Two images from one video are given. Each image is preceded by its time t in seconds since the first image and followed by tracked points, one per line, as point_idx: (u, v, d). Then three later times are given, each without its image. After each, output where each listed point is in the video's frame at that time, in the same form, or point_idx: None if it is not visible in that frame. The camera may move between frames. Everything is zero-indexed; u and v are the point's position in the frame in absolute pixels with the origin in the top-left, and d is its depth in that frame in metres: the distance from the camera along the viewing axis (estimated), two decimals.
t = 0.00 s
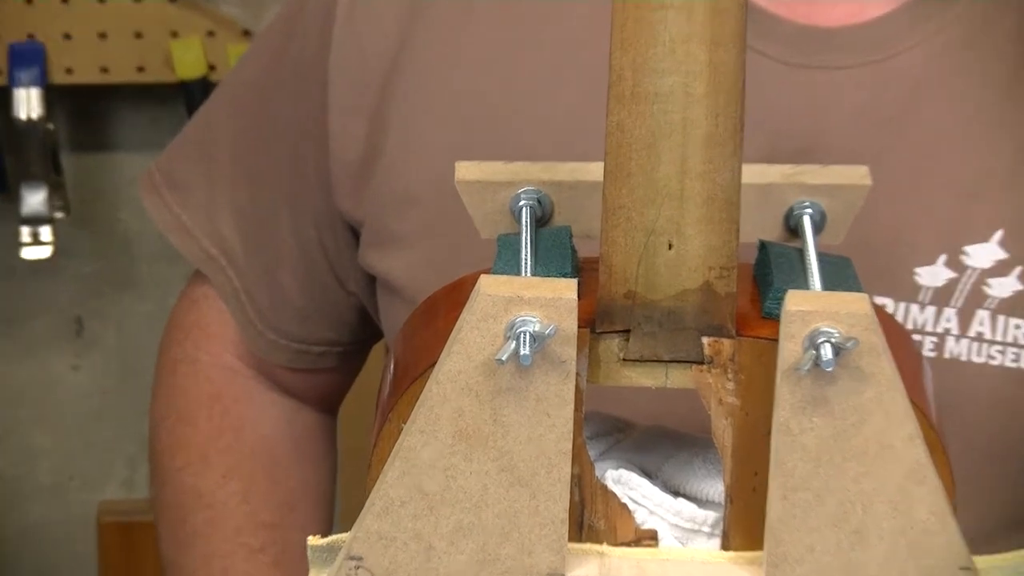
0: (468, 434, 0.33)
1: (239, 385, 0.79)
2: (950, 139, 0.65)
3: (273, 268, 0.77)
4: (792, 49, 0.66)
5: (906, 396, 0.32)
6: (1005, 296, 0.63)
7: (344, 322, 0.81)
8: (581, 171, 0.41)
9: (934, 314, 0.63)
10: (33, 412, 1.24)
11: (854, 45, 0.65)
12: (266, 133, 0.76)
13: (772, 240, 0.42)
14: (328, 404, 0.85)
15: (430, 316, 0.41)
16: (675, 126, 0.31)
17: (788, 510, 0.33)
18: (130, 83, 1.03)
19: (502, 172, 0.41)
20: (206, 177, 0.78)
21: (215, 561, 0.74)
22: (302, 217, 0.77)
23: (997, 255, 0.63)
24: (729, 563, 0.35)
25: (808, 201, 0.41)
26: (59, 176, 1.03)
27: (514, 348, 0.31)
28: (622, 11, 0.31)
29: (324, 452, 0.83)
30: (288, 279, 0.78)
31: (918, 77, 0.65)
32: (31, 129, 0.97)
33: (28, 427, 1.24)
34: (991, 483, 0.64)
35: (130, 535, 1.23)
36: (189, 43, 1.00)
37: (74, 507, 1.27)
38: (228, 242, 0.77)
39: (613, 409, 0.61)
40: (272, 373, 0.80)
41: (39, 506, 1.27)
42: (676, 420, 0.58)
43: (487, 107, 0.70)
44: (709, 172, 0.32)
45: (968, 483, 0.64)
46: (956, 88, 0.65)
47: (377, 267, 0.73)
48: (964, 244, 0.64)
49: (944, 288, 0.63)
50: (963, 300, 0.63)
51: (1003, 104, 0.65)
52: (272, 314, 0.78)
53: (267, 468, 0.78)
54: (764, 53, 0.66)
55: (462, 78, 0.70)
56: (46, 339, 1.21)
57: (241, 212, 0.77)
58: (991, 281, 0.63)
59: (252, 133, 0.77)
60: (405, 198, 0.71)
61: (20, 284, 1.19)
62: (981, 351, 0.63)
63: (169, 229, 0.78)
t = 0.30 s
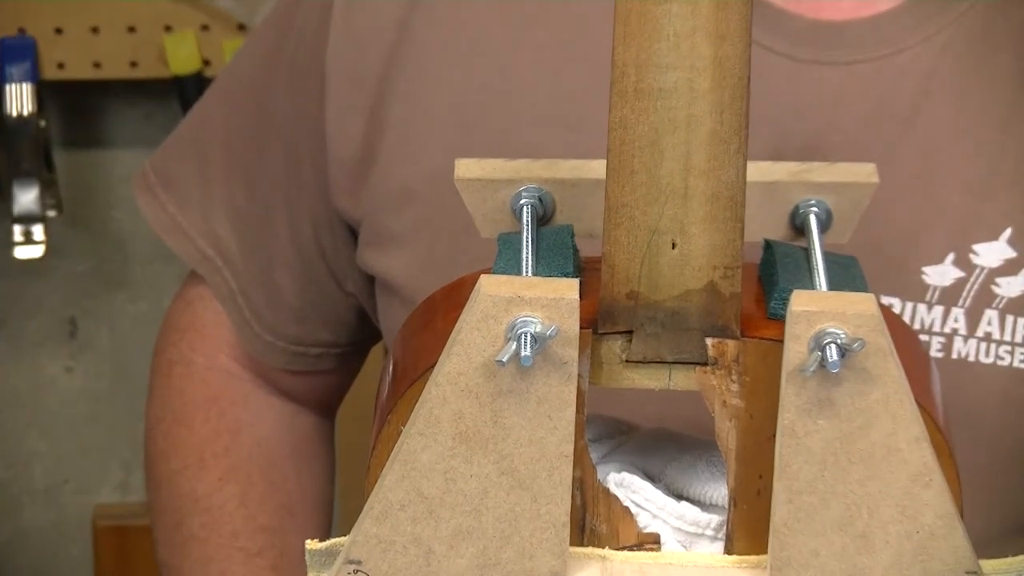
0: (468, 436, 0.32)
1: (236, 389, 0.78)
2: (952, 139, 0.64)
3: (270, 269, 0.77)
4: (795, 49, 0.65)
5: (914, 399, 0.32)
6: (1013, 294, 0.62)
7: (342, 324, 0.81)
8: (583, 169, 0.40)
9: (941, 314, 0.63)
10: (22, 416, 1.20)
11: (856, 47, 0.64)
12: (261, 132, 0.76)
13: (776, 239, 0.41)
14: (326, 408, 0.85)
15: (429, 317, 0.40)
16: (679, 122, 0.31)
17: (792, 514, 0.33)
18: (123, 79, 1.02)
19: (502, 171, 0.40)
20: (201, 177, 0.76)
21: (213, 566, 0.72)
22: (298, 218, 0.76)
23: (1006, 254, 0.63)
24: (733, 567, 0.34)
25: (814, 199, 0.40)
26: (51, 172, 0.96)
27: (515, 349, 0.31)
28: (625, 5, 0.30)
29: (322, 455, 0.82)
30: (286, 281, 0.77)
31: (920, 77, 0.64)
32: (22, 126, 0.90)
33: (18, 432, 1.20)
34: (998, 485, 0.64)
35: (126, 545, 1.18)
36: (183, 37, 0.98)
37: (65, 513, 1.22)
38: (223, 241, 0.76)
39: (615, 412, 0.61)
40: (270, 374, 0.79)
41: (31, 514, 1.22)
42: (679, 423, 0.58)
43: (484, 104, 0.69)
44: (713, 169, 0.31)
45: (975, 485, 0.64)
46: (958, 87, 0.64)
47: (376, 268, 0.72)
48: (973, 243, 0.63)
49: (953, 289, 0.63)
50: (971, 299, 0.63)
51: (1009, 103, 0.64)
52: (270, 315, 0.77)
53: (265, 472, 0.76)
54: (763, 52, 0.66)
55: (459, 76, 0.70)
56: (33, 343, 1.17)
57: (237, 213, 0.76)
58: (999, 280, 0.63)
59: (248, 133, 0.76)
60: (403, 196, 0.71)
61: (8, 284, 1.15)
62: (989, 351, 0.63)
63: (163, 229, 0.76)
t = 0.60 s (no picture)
0: (468, 436, 0.32)
1: (235, 390, 0.77)
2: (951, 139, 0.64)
3: (270, 270, 0.77)
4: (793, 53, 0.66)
5: (914, 398, 0.32)
6: (1009, 290, 0.62)
7: (342, 324, 0.81)
8: (583, 169, 0.40)
9: (937, 310, 0.62)
10: (22, 415, 1.20)
11: (850, 48, 0.65)
12: (261, 132, 0.76)
13: (777, 239, 0.41)
14: (327, 409, 0.85)
15: (429, 317, 0.40)
16: (679, 122, 0.31)
17: (793, 513, 0.33)
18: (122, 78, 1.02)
19: (502, 171, 0.40)
20: (202, 178, 0.77)
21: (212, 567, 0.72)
22: (297, 219, 0.76)
23: (1001, 251, 0.62)
24: (733, 568, 0.34)
25: (814, 199, 0.40)
26: (51, 172, 0.96)
27: (515, 349, 0.31)
28: (625, 5, 0.30)
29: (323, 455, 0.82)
30: (285, 281, 0.77)
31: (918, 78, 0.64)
32: (22, 126, 0.90)
33: (18, 432, 1.20)
34: (1003, 488, 0.63)
35: (126, 545, 1.18)
36: (183, 37, 0.98)
37: (65, 513, 1.22)
38: (223, 244, 0.76)
39: (615, 412, 0.60)
40: (269, 376, 0.79)
41: (31, 514, 1.22)
42: (680, 423, 0.58)
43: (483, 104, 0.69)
44: (714, 169, 0.31)
45: (979, 487, 0.63)
46: (956, 88, 0.64)
47: (374, 269, 0.72)
48: (968, 239, 0.63)
49: (949, 285, 0.63)
50: (966, 293, 0.62)
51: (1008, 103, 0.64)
52: (269, 316, 0.77)
53: (264, 474, 0.76)
54: (761, 55, 0.66)
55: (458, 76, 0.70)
56: (33, 344, 1.17)
57: (237, 214, 0.76)
58: (994, 276, 0.62)
59: (249, 135, 0.76)
60: (401, 196, 0.70)
61: (9, 284, 1.15)
62: (985, 348, 0.62)
63: (164, 232, 0.76)
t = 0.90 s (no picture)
0: (468, 436, 0.32)
1: (235, 392, 0.77)
2: (951, 140, 0.64)
3: (270, 271, 0.77)
4: (794, 56, 0.66)
5: (914, 398, 0.32)
6: (1007, 290, 0.62)
7: (342, 326, 0.80)
8: (583, 169, 0.40)
9: (936, 309, 0.62)
10: (21, 415, 1.20)
11: (851, 48, 0.65)
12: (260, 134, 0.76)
13: (776, 239, 0.41)
14: (327, 409, 0.85)
15: (429, 317, 0.40)
16: (679, 122, 0.31)
17: (793, 513, 0.33)
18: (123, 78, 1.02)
19: (502, 171, 0.40)
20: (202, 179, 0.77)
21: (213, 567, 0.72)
22: (297, 220, 0.76)
23: (999, 251, 0.62)
24: (734, 568, 0.34)
25: (814, 199, 0.40)
26: (51, 172, 0.96)
27: (515, 349, 0.31)
28: (625, 6, 0.30)
29: (323, 455, 0.82)
30: (285, 282, 0.77)
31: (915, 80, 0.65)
32: (22, 126, 0.90)
33: (18, 432, 1.20)
34: (1003, 489, 0.63)
35: (126, 545, 1.18)
36: (183, 37, 0.98)
37: (65, 514, 1.22)
38: (223, 246, 0.76)
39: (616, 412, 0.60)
40: (270, 379, 0.79)
41: (32, 514, 1.22)
42: (681, 423, 0.58)
43: (482, 105, 0.69)
44: (714, 169, 0.31)
45: (978, 487, 0.63)
46: (956, 88, 0.64)
47: (372, 271, 0.72)
48: (967, 239, 0.63)
49: (948, 285, 0.62)
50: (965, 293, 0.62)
51: (1010, 103, 0.64)
52: (268, 317, 0.77)
53: (265, 475, 0.76)
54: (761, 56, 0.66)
55: (457, 77, 0.70)
56: (33, 344, 1.17)
57: (236, 216, 0.76)
58: (992, 276, 0.62)
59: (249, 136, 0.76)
60: (401, 197, 0.71)
61: (9, 284, 1.15)
62: (984, 347, 0.62)
63: (164, 234, 0.76)
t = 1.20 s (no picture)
0: (468, 436, 0.32)
1: (236, 391, 0.77)
2: (953, 138, 0.64)
3: (270, 270, 0.76)
4: (794, 56, 0.66)
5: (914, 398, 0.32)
6: (1006, 282, 0.62)
7: (344, 326, 0.80)
8: (583, 169, 0.40)
9: (935, 302, 0.62)
10: (21, 415, 1.20)
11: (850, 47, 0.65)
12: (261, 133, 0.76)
13: (776, 240, 0.41)
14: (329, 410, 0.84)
15: (429, 317, 0.40)
16: (679, 122, 0.31)
17: (793, 513, 0.33)
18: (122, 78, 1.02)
19: (501, 170, 0.40)
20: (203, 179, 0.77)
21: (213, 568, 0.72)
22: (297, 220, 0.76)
23: (998, 243, 0.62)
24: (733, 568, 0.34)
25: (814, 199, 0.40)
26: (51, 172, 0.96)
27: (515, 349, 0.31)
28: (625, 6, 0.30)
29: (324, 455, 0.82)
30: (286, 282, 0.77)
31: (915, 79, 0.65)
32: (22, 126, 0.89)
33: (19, 432, 1.20)
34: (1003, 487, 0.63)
35: (126, 545, 1.18)
36: (184, 37, 0.98)
37: (65, 514, 1.22)
38: (223, 245, 0.76)
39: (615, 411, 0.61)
40: (271, 378, 0.79)
41: (31, 514, 1.22)
42: (682, 424, 0.58)
43: (482, 104, 0.69)
44: (714, 169, 0.31)
45: (978, 484, 0.63)
46: (957, 86, 0.64)
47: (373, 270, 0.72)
48: (965, 232, 0.63)
49: (949, 275, 0.62)
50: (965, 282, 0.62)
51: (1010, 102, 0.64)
52: (269, 317, 0.77)
53: (265, 475, 0.76)
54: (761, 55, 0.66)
55: (457, 76, 0.70)
56: (33, 344, 1.17)
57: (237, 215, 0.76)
58: (991, 268, 0.62)
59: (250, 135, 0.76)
60: (400, 197, 0.71)
61: (8, 284, 1.15)
62: (983, 339, 0.62)
63: (165, 235, 0.76)
